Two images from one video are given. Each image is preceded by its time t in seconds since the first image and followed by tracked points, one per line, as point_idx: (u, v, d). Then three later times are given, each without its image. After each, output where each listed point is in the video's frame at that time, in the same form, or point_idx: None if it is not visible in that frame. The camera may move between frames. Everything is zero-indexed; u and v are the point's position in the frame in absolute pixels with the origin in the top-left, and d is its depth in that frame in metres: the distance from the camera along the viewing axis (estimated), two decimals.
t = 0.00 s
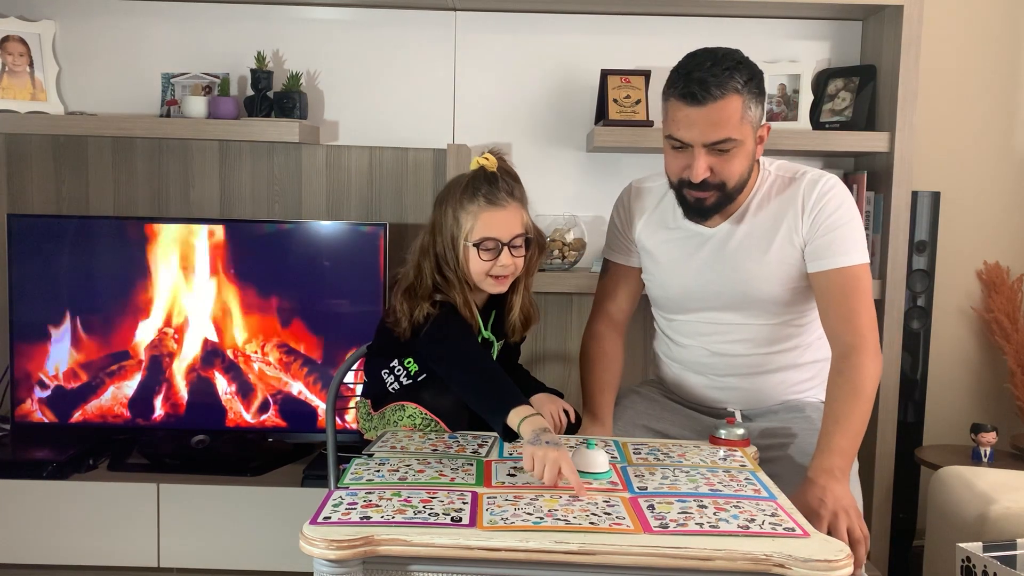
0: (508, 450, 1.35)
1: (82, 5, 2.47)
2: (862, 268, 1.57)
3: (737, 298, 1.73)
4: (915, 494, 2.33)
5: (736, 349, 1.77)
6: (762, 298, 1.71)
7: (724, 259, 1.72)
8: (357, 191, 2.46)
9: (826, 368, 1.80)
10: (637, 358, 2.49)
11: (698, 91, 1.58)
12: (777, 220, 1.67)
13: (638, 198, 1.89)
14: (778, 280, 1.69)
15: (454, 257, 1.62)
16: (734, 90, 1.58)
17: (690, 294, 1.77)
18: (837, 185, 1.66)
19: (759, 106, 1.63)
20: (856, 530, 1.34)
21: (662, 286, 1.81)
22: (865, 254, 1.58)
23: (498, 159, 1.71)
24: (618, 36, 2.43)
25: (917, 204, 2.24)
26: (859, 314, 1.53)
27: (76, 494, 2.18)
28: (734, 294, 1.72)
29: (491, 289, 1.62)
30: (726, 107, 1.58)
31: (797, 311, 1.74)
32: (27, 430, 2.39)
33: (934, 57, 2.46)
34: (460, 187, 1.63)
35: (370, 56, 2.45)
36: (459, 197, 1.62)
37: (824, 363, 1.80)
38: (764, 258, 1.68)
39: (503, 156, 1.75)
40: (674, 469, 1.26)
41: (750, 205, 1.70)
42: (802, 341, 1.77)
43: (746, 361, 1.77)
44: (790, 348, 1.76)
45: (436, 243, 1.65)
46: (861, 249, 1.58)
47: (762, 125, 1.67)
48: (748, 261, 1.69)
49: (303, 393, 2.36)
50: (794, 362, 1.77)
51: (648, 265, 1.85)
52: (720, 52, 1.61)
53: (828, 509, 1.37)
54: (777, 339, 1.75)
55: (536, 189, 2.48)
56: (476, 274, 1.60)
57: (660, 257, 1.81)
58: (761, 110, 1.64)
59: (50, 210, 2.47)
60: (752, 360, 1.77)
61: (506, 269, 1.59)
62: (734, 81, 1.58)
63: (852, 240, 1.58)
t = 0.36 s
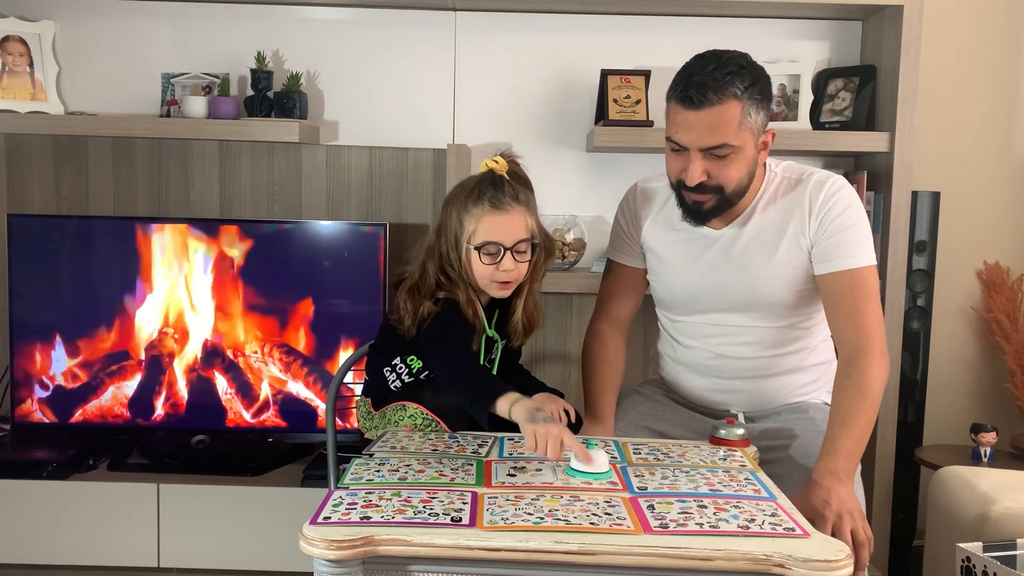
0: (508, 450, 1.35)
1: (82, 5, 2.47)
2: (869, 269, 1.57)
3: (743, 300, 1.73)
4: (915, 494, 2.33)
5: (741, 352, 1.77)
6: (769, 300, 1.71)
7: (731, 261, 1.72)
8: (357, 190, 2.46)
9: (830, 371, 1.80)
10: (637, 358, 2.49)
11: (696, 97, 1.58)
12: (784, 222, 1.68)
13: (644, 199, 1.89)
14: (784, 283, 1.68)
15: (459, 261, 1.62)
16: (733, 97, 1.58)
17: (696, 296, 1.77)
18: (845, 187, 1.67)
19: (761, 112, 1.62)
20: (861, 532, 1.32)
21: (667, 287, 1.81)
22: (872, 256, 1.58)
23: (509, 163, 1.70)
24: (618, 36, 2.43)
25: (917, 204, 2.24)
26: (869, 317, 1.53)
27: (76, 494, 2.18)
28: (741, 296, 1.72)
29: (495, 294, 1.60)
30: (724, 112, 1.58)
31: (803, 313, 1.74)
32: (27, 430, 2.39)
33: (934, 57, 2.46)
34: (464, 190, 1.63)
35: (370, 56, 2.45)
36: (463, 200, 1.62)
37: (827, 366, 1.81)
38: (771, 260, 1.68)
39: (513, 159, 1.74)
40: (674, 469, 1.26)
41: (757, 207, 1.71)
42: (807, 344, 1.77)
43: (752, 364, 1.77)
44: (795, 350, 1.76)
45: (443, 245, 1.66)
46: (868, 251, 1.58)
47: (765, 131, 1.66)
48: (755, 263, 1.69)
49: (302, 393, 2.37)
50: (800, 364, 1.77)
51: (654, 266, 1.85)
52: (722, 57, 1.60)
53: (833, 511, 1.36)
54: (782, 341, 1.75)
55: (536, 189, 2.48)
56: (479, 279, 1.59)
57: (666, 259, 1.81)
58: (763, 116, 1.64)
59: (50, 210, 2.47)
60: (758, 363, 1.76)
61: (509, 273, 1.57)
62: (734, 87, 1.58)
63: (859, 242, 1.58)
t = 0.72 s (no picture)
0: (508, 450, 1.35)
1: (82, 5, 2.47)
2: (870, 267, 1.57)
3: (748, 292, 1.73)
4: (916, 494, 2.33)
5: (743, 346, 1.76)
6: (773, 291, 1.70)
7: (737, 252, 1.72)
8: (357, 190, 2.45)
9: (828, 368, 1.79)
10: (637, 358, 2.49)
11: (722, 77, 1.60)
12: (792, 216, 1.68)
13: (657, 192, 1.91)
14: (789, 276, 1.68)
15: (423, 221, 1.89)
16: (756, 79, 1.60)
17: (702, 286, 1.78)
18: (853, 185, 1.67)
19: (782, 99, 1.64)
20: (863, 526, 1.31)
21: (675, 277, 1.82)
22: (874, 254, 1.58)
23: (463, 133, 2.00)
24: (618, 36, 2.43)
25: (917, 204, 2.24)
26: (863, 311, 1.53)
27: (76, 495, 2.18)
28: (746, 287, 1.72)
29: (456, 250, 1.90)
30: (748, 94, 1.59)
31: (808, 309, 1.74)
32: (27, 430, 2.39)
33: (934, 57, 2.46)
34: (427, 159, 1.92)
35: (370, 56, 2.45)
36: (427, 167, 1.90)
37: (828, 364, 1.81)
38: (777, 253, 1.68)
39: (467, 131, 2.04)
40: (674, 469, 1.26)
41: (768, 200, 1.72)
42: (809, 340, 1.77)
43: (752, 355, 1.76)
44: (798, 346, 1.76)
45: (404, 208, 1.92)
46: (870, 248, 1.58)
47: (783, 119, 1.67)
48: (761, 255, 1.70)
49: (302, 393, 2.36)
50: (799, 359, 1.77)
51: (660, 257, 1.85)
52: (746, 45, 1.63)
53: (836, 505, 1.33)
54: (786, 336, 1.75)
55: (536, 188, 2.48)
56: (443, 237, 1.88)
57: (674, 249, 1.81)
58: (782, 104, 1.65)
59: (51, 210, 2.47)
60: (759, 354, 1.76)
61: (470, 231, 1.88)
62: (758, 71, 1.60)
63: (863, 238, 1.58)
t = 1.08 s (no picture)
0: (508, 450, 1.35)
1: (82, 5, 2.47)
2: (870, 268, 1.56)
3: (748, 292, 1.73)
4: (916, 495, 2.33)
5: (744, 346, 1.76)
6: (774, 292, 1.70)
7: (737, 252, 1.72)
8: (357, 191, 2.44)
9: (829, 368, 1.79)
10: (637, 357, 2.49)
11: (718, 80, 1.59)
12: (792, 217, 1.68)
13: (656, 192, 1.91)
14: (790, 276, 1.68)
15: (409, 220, 1.90)
16: (752, 82, 1.59)
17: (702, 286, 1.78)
18: (853, 185, 1.67)
19: (779, 102, 1.64)
20: (865, 527, 1.31)
21: (675, 278, 1.82)
22: (874, 254, 1.58)
23: (443, 132, 2.01)
24: (617, 36, 2.43)
25: (918, 204, 2.24)
26: (863, 313, 1.53)
27: (76, 494, 2.18)
28: (746, 288, 1.72)
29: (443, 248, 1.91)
30: (744, 97, 1.59)
31: (808, 308, 1.74)
32: (26, 431, 2.39)
33: (934, 57, 2.46)
34: (411, 158, 1.92)
35: (370, 56, 2.45)
36: (412, 167, 1.91)
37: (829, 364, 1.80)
38: (778, 253, 1.68)
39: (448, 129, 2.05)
40: (674, 469, 1.26)
41: (767, 201, 1.71)
42: (810, 340, 1.77)
43: (752, 356, 1.76)
44: (798, 346, 1.76)
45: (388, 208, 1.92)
46: (870, 248, 1.57)
47: (780, 122, 1.67)
48: (762, 255, 1.70)
49: (302, 393, 2.37)
50: (800, 359, 1.77)
51: (660, 258, 1.86)
52: (744, 47, 1.63)
53: (837, 506, 1.33)
54: (786, 336, 1.75)
55: (536, 188, 2.48)
56: (431, 235, 1.89)
57: (674, 250, 1.82)
58: (779, 107, 1.65)
59: (51, 210, 2.47)
60: (760, 354, 1.76)
61: (457, 229, 1.89)
62: (754, 74, 1.60)
63: (863, 238, 1.58)
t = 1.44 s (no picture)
0: (508, 450, 1.35)
1: (82, 5, 2.47)
2: (868, 268, 1.56)
3: (745, 292, 1.73)
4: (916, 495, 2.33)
5: (741, 346, 1.76)
6: (771, 292, 1.70)
7: (733, 253, 1.72)
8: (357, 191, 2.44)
9: (827, 367, 1.79)
10: (637, 357, 2.49)
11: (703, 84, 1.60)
12: (788, 217, 1.68)
13: (652, 194, 1.90)
14: (787, 277, 1.68)
15: (398, 218, 1.91)
16: (737, 85, 1.59)
17: (699, 288, 1.78)
18: (848, 184, 1.67)
19: (767, 105, 1.63)
20: (863, 527, 1.31)
21: (672, 280, 1.82)
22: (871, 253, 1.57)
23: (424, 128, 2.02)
24: (617, 37, 2.43)
25: (918, 204, 2.24)
26: (862, 313, 1.53)
27: (76, 494, 2.18)
28: (743, 289, 1.72)
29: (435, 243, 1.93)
30: (729, 100, 1.59)
31: (805, 308, 1.73)
32: (26, 431, 2.39)
33: (934, 57, 2.46)
34: (396, 156, 1.92)
35: (370, 56, 2.45)
36: (398, 165, 1.91)
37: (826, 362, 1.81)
38: (775, 253, 1.68)
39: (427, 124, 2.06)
40: (674, 469, 1.26)
41: (763, 202, 1.71)
42: (807, 339, 1.77)
43: (750, 356, 1.76)
44: (796, 346, 1.76)
45: (375, 207, 1.93)
46: (868, 248, 1.57)
47: (770, 124, 1.66)
48: (758, 256, 1.70)
49: (302, 393, 2.37)
50: (798, 359, 1.77)
51: (657, 259, 1.86)
52: (733, 50, 1.62)
53: (835, 506, 1.33)
54: (784, 336, 1.75)
55: (536, 188, 2.48)
56: (422, 231, 1.90)
57: (671, 252, 1.81)
58: (768, 110, 1.64)
59: (50, 210, 2.47)
60: (757, 355, 1.76)
61: (447, 224, 1.91)
62: (739, 78, 1.59)
63: (859, 237, 1.58)
